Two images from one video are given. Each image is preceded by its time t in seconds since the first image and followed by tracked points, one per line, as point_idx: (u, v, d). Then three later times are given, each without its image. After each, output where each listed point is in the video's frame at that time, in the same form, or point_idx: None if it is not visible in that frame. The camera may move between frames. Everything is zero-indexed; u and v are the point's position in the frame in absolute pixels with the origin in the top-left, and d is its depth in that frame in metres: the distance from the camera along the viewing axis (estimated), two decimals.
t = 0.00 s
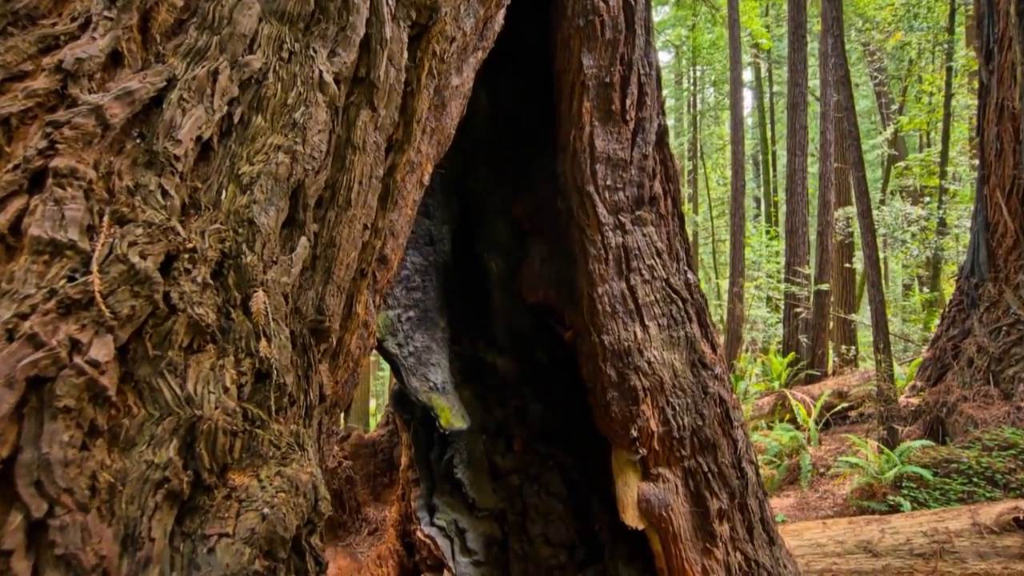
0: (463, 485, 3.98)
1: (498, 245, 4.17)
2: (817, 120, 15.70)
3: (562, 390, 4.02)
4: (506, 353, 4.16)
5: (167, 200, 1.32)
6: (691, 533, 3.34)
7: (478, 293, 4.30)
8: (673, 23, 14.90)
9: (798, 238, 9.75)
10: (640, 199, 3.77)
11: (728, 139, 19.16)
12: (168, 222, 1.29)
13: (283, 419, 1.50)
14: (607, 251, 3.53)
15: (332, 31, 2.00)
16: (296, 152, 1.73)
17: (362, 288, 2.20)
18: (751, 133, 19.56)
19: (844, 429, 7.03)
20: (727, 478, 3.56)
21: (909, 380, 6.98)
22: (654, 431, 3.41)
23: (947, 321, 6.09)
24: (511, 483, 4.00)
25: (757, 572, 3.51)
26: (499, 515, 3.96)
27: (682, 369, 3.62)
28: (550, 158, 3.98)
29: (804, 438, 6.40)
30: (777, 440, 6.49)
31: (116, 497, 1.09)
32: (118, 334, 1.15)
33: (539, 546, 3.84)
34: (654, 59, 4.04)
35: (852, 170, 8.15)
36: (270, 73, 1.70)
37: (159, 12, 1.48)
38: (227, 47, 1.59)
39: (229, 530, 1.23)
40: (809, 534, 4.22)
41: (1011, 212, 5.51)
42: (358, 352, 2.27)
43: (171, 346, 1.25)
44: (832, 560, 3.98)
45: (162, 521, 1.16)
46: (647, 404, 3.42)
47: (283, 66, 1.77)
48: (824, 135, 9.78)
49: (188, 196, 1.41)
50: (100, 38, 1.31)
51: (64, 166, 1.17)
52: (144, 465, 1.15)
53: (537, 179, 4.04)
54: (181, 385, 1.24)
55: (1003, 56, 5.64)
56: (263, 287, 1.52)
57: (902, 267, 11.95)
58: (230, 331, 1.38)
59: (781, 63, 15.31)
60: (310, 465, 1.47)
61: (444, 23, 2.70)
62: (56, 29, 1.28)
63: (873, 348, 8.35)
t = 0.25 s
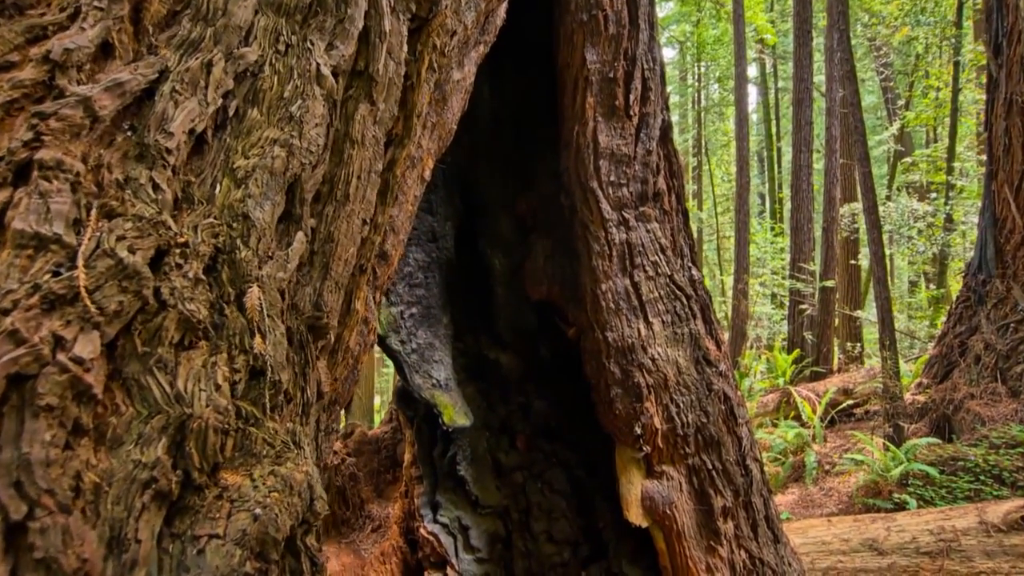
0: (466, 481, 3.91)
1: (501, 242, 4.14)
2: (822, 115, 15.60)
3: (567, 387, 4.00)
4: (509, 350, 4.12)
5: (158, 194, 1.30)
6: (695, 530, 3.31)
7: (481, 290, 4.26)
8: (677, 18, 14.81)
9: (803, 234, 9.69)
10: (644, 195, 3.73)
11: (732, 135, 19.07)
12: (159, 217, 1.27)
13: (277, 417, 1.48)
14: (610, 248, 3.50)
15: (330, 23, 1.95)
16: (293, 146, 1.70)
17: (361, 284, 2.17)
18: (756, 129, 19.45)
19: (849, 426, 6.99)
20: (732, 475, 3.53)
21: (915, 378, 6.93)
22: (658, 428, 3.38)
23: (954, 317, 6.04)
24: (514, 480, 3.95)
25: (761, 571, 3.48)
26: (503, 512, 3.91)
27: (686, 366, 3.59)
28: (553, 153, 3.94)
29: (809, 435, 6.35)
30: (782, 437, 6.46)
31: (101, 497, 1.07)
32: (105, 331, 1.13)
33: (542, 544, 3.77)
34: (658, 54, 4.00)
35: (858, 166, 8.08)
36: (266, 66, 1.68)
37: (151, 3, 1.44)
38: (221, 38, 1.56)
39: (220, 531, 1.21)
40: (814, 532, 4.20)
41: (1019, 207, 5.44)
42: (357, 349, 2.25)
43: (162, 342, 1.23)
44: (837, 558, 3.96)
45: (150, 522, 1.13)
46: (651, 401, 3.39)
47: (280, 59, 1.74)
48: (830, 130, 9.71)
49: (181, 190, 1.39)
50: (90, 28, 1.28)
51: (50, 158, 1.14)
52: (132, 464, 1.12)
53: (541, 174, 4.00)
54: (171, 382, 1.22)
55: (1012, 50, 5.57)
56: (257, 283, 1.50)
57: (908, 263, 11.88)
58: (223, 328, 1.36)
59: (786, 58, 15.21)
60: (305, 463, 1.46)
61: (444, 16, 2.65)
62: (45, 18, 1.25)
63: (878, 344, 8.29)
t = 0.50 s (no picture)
0: (469, 479, 3.86)
1: (504, 238, 4.10)
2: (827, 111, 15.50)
3: (571, 384, 3.97)
4: (513, 347, 4.08)
5: (149, 187, 1.27)
6: (699, 528, 3.28)
7: (484, 286, 4.23)
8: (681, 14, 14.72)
9: (808, 231, 9.62)
10: (648, 191, 3.69)
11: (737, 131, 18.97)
12: (149, 211, 1.24)
13: (273, 415, 1.46)
14: (614, 244, 3.47)
15: (328, 14, 1.92)
16: (290, 139, 1.67)
17: (360, 280, 2.15)
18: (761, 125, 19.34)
19: (855, 423, 6.94)
20: (736, 473, 3.50)
21: (922, 375, 6.87)
22: (661, 425, 3.35)
23: (960, 314, 5.98)
24: (517, 478, 3.92)
25: (766, 569, 3.44)
26: (506, 509, 3.88)
27: (691, 363, 3.56)
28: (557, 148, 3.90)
29: (814, 432, 6.30)
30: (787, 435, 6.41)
31: (85, 498, 1.05)
32: (91, 328, 1.11)
33: (545, 541, 3.76)
34: (662, 48, 3.95)
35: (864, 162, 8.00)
36: (262, 58, 1.65)
37: None
38: (216, 30, 1.54)
39: (210, 533, 1.19)
40: (819, 530, 4.17)
41: None
42: (356, 346, 2.22)
43: (150, 339, 1.20)
44: (842, 556, 3.93)
45: (136, 523, 1.11)
46: (655, 398, 3.36)
47: (277, 52, 1.71)
48: (835, 126, 9.63)
49: (173, 184, 1.37)
50: (79, 18, 1.26)
51: (34, 150, 1.12)
52: (118, 464, 1.10)
53: (544, 170, 3.96)
54: (161, 379, 1.20)
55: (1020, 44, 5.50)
56: (252, 278, 1.47)
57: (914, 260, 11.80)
58: (217, 324, 1.34)
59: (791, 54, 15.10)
60: (299, 462, 1.45)
61: (444, 9, 2.62)
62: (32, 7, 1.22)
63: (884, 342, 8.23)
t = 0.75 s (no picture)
0: (473, 476, 3.85)
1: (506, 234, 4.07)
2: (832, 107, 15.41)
3: (574, 381, 3.95)
4: (515, 344, 4.06)
5: (141, 181, 1.25)
6: (702, 526, 3.25)
7: (486, 283, 4.20)
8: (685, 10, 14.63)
9: (812, 228, 9.57)
10: (651, 187, 3.66)
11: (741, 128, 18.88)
12: (139, 205, 1.22)
13: (267, 414, 1.44)
14: (617, 241, 3.44)
15: (326, 7, 1.90)
16: (287, 134, 1.65)
17: (359, 277, 2.12)
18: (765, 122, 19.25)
19: (859, 421, 6.90)
20: (740, 471, 3.47)
21: (927, 372, 6.83)
22: (665, 423, 3.32)
23: (966, 311, 5.93)
24: (519, 475, 3.90)
25: (770, 567, 3.42)
26: (509, 506, 3.86)
27: (694, 360, 3.53)
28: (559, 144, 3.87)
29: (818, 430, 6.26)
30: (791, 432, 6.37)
31: (71, 498, 1.03)
32: (78, 325, 1.09)
33: (548, 538, 3.74)
34: (665, 43, 3.91)
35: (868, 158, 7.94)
36: (257, 52, 1.63)
37: None
38: (210, 23, 1.51)
39: (200, 534, 1.17)
40: (823, 528, 4.12)
41: None
42: (355, 344, 2.20)
43: (140, 336, 1.19)
44: (846, 555, 3.90)
45: (123, 525, 1.09)
46: (658, 395, 3.34)
47: (274, 46, 1.68)
48: (840, 122, 9.56)
49: (167, 178, 1.35)
50: (69, 9, 1.24)
51: (20, 143, 1.09)
52: (105, 463, 1.08)
53: (546, 166, 3.93)
54: (151, 377, 1.18)
55: None
56: (247, 275, 1.45)
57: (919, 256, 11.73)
58: (211, 320, 1.32)
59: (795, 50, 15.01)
60: (294, 461, 1.43)
61: (444, 3, 2.59)
62: None
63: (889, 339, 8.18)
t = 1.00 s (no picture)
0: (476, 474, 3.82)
1: (509, 230, 4.04)
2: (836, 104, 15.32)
3: (577, 378, 3.92)
4: (517, 342, 4.03)
5: (131, 175, 1.24)
6: (706, 524, 3.22)
7: (488, 279, 4.17)
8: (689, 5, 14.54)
9: (816, 225, 9.51)
10: (654, 183, 3.63)
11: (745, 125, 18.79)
12: (129, 200, 1.21)
13: (261, 412, 1.42)
14: (620, 238, 3.41)
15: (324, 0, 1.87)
16: (283, 128, 1.62)
17: (358, 273, 2.10)
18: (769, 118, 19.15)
19: (863, 419, 6.86)
20: (744, 469, 3.44)
21: (932, 370, 6.79)
22: (668, 421, 3.29)
23: (972, 308, 5.88)
24: (522, 472, 3.88)
25: (773, 566, 3.39)
26: (511, 504, 3.84)
27: (697, 358, 3.50)
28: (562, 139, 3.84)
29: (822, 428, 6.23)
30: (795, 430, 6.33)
31: (55, 500, 1.01)
32: (64, 322, 1.07)
33: (551, 536, 3.72)
34: (668, 38, 3.88)
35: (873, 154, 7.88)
36: (254, 45, 1.60)
37: None
38: (204, 15, 1.49)
39: (190, 535, 1.15)
40: (827, 526, 4.08)
41: None
42: (353, 340, 2.18)
43: (129, 333, 1.17)
44: (851, 553, 3.86)
45: (110, 526, 1.07)
46: (661, 393, 3.31)
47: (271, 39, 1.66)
48: (845, 118, 9.49)
49: (158, 172, 1.33)
50: None
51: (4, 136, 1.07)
52: (92, 463, 1.07)
53: (549, 162, 3.90)
54: (140, 375, 1.16)
55: None
56: (242, 271, 1.43)
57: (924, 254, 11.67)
58: (203, 317, 1.31)
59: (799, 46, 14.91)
60: (288, 460, 1.41)
61: None
62: None
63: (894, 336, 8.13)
